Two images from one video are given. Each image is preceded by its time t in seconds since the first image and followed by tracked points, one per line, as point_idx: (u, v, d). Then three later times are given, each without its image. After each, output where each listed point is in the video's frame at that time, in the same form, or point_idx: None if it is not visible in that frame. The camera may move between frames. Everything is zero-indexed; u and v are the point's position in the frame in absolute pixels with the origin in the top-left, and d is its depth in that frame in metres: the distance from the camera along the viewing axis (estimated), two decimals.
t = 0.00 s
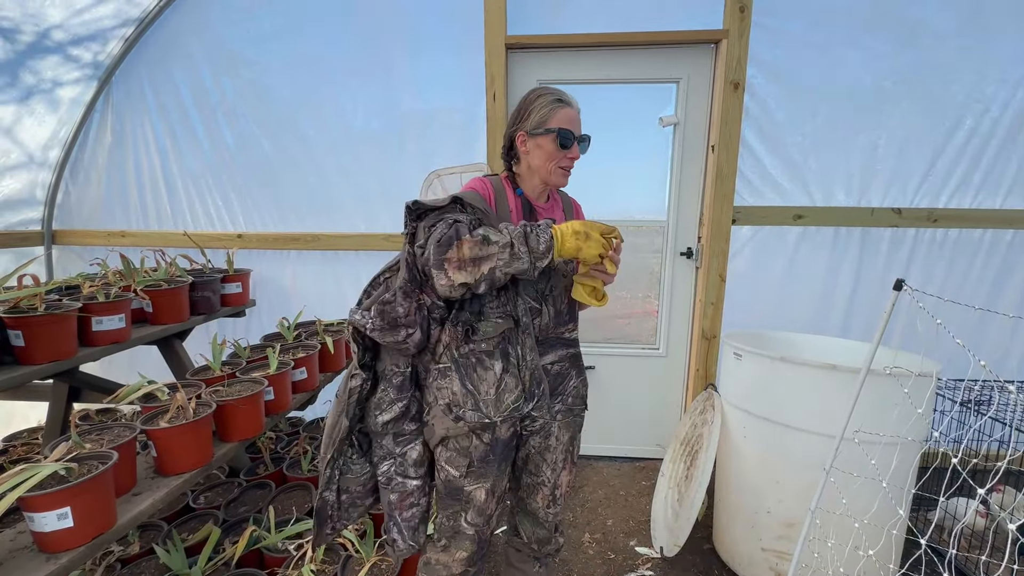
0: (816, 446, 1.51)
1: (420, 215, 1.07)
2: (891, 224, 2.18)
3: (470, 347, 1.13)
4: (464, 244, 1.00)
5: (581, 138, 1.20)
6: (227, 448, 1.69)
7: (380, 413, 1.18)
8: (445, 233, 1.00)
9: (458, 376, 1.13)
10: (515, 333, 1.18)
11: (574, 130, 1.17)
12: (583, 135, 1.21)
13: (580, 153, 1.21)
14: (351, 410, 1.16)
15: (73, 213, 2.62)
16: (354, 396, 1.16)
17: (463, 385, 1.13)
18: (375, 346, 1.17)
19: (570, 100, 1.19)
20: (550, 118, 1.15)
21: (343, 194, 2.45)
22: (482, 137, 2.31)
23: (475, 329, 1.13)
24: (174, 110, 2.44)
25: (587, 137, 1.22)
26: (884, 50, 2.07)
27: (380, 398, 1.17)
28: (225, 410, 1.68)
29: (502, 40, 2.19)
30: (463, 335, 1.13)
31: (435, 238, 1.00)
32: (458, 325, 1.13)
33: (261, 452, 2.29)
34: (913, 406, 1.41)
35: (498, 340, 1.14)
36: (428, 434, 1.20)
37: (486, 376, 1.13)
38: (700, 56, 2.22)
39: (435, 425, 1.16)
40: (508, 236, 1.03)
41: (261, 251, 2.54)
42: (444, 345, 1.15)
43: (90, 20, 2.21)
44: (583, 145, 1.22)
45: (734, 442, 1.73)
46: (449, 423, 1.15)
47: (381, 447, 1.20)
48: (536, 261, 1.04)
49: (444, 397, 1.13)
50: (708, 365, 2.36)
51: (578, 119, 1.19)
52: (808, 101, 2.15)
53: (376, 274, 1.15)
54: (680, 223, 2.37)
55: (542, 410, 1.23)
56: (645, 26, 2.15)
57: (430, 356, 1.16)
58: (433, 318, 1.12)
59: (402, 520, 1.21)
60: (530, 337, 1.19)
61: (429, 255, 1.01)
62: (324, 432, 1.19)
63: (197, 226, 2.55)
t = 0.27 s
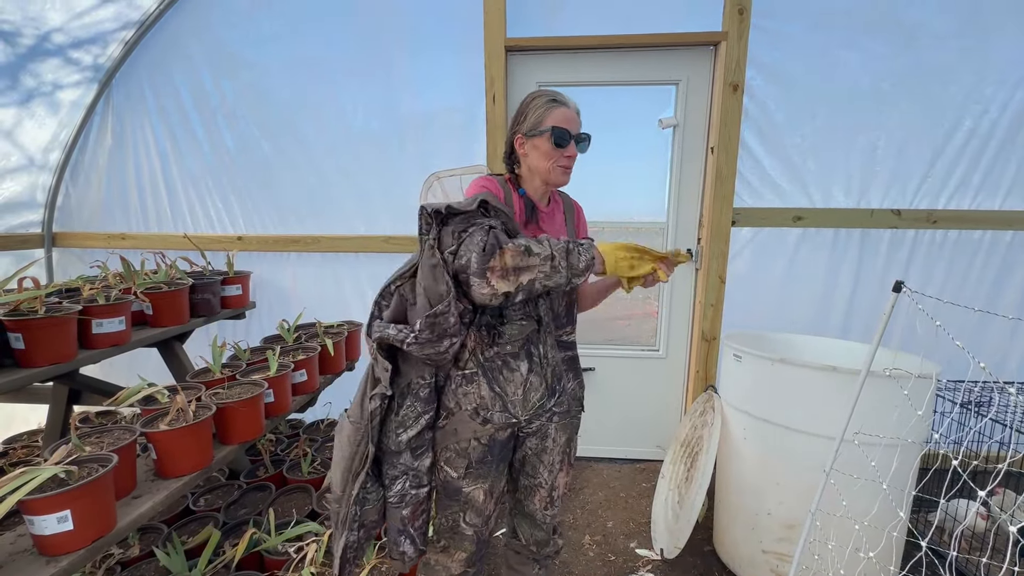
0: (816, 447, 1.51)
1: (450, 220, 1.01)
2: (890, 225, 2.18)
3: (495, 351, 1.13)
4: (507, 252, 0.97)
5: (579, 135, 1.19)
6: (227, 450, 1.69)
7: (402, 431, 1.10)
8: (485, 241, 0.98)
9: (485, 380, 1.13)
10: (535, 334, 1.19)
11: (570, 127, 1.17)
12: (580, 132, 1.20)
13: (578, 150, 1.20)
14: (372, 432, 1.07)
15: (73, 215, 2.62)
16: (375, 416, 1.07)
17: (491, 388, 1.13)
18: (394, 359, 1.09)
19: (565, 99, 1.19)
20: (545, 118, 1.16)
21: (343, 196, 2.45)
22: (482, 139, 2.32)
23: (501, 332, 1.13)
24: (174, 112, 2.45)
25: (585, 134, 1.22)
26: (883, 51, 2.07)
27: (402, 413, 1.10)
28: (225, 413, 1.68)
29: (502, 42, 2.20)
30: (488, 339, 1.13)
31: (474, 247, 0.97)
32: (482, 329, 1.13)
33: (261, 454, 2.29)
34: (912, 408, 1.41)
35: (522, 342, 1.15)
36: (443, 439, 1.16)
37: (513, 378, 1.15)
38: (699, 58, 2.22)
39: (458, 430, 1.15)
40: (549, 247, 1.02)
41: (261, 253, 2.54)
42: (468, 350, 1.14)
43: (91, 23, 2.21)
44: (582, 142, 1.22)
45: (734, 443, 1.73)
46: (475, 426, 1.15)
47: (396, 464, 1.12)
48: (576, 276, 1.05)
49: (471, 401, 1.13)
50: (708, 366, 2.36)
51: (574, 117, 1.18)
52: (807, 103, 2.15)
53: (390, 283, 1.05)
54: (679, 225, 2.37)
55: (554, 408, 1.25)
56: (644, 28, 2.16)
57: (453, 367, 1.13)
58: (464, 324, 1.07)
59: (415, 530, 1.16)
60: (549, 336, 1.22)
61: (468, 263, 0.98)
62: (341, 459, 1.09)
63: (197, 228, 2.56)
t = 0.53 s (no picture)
0: (816, 450, 1.51)
1: (411, 243, 0.98)
2: (890, 226, 2.18)
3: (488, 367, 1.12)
4: (438, 292, 0.93)
5: (573, 128, 1.19)
6: (226, 454, 1.68)
7: (405, 456, 1.10)
8: (434, 271, 0.94)
9: (482, 398, 1.12)
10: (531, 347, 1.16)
11: (561, 121, 1.18)
12: (575, 125, 1.20)
13: (573, 143, 1.19)
14: (381, 462, 1.07)
15: (72, 218, 2.62)
16: (377, 444, 1.06)
17: (490, 405, 1.12)
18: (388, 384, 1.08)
19: (557, 96, 1.21)
20: (535, 116, 1.19)
21: (342, 198, 2.45)
22: (481, 141, 2.32)
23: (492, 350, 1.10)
24: (173, 115, 2.45)
25: (581, 127, 1.21)
26: (881, 53, 2.08)
27: (402, 438, 1.09)
28: (223, 416, 1.68)
29: (501, 44, 2.20)
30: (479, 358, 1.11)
31: (422, 277, 0.94)
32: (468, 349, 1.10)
33: (260, 457, 2.29)
34: (912, 410, 1.41)
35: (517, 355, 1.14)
36: (443, 458, 1.16)
37: (509, 393, 1.13)
38: (697, 60, 2.23)
39: (460, 448, 1.14)
40: (476, 307, 0.90)
41: (260, 256, 2.54)
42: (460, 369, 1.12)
43: (90, 26, 2.21)
44: (579, 135, 1.20)
45: (734, 445, 1.73)
46: (478, 441, 1.15)
47: (404, 495, 1.12)
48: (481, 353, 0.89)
49: (471, 418, 1.12)
50: (708, 368, 2.36)
51: (567, 112, 1.19)
52: (805, 104, 2.15)
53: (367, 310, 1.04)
54: (678, 226, 2.37)
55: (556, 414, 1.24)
56: (643, 30, 2.16)
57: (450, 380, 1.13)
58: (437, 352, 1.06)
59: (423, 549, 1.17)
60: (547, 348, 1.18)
61: (413, 291, 0.96)
62: (354, 496, 1.06)
63: (196, 231, 2.56)
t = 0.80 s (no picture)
0: (818, 452, 1.51)
1: (438, 267, 1.01)
2: (890, 227, 2.18)
3: (478, 391, 1.12)
4: (485, 301, 0.96)
5: (552, 125, 1.20)
6: (226, 456, 1.68)
7: (404, 491, 1.09)
8: (477, 282, 0.98)
9: (469, 422, 1.10)
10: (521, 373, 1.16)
11: (538, 119, 1.20)
12: (554, 123, 1.21)
13: (552, 140, 1.20)
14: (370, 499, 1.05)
15: (72, 220, 2.62)
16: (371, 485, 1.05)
17: (476, 429, 1.10)
18: (389, 427, 1.07)
19: (537, 96, 1.24)
20: (515, 117, 1.22)
21: (342, 200, 2.45)
22: (481, 142, 2.32)
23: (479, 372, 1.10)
24: (172, 117, 2.45)
25: (561, 125, 1.22)
26: (881, 54, 2.08)
27: (402, 476, 1.08)
28: (222, 418, 1.67)
29: (501, 45, 2.20)
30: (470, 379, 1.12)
31: (466, 290, 0.98)
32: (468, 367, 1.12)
33: (260, 459, 2.28)
34: (913, 411, 1.41)
35: (507, 381, 1.14)
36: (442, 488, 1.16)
37: (497, 419, 1.13)
38: (697, 61, 2.23)
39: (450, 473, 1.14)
40: (528, 312, 0.94)
41: (259, 258, 2.54)
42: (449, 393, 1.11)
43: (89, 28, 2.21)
44: (559, 132, 1.21)
45: (735, 446, 1.72)
46: (461, 468, 1.13)
47: (401, 522, 1.11)
48: (531, 358, 0.92)
49: (455, 443, 1.10)
50: (708, 369, 2.36)
51: (544, 110, 1.21)
52: (805, 105, 2.15)
53: (378, 345, 1.02)
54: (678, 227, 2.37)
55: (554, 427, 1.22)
56: (642, 31, 2.16)
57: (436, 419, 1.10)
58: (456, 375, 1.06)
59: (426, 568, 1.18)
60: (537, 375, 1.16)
61: (459, 303, 0.99)
62: (338, 527, 1.05)
63: (196, 233, 2.56)
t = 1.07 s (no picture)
0: (818, 453, 1.50)
1: (451, 298, 0.96)
2: (890, 228, 2.18)
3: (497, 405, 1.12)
4: (510, 337, 0.97)
5: (552, 128, 1.20)
6: (225, 458, 1.68)
7: (412, 516, 1.03)
8: (498, 320, 0.98)
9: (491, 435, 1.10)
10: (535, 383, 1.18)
11: (538, 122, 1.19)
12: (553, 125, 1.21)
13: (552, 144, 1.21)
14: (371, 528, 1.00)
15: (72, 222, 2.62)
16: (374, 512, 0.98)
17: (498, 442, 1.10)
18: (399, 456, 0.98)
19: (534, 98, 1.23)
20: (513, 119, 1.21)
21: (342, 202, 2.45)
22: (480, 143, 2.32)
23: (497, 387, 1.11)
24: (172, 119, 2.45)
25: (560, 127, 1.22)
26: (880, 55, 2.08)
27: (412, 501, 1.03)
28: (222, 420, 1.67)
29: (500, 47, 2.20)
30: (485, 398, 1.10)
31: (488, 328, 0.96)
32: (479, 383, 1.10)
33: (260, 461, 2.28)
34: (913, 412, 1.41)
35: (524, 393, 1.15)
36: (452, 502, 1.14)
37: (518, 429, 1.14)
38: (696, 62, 2.23)
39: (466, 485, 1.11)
40: (554, 341, 0.98)
41: (259, 259, 2.54)
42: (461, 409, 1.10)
43: (89, 30, 2.21)
44: (557, 134, 1.22)
45: (736, 449, 1.72)
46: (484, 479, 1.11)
47: (405, 547, 1.04)
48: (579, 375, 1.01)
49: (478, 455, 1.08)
50: (708, 370, 2.36)
51: (542, 113, 1.21)
52: (805, 107, 2.16)
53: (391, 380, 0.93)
54: (678, 228, 2.37)
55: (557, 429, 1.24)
56: (642, 33, 2.17)
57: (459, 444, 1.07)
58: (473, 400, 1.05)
59: None
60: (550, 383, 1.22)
61: (481, 339, 0.96)
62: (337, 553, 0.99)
63: (196, 235, 2.56)
